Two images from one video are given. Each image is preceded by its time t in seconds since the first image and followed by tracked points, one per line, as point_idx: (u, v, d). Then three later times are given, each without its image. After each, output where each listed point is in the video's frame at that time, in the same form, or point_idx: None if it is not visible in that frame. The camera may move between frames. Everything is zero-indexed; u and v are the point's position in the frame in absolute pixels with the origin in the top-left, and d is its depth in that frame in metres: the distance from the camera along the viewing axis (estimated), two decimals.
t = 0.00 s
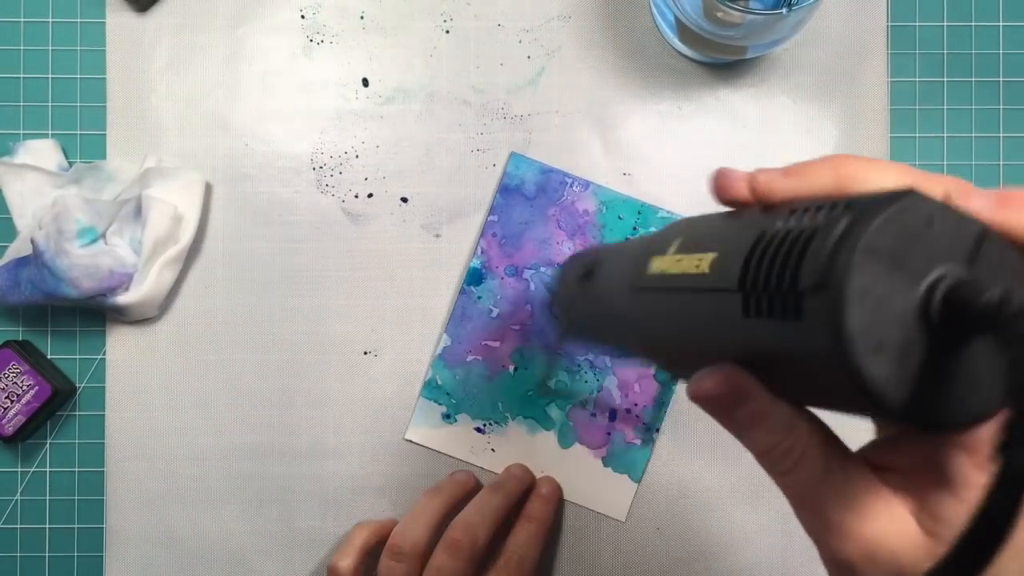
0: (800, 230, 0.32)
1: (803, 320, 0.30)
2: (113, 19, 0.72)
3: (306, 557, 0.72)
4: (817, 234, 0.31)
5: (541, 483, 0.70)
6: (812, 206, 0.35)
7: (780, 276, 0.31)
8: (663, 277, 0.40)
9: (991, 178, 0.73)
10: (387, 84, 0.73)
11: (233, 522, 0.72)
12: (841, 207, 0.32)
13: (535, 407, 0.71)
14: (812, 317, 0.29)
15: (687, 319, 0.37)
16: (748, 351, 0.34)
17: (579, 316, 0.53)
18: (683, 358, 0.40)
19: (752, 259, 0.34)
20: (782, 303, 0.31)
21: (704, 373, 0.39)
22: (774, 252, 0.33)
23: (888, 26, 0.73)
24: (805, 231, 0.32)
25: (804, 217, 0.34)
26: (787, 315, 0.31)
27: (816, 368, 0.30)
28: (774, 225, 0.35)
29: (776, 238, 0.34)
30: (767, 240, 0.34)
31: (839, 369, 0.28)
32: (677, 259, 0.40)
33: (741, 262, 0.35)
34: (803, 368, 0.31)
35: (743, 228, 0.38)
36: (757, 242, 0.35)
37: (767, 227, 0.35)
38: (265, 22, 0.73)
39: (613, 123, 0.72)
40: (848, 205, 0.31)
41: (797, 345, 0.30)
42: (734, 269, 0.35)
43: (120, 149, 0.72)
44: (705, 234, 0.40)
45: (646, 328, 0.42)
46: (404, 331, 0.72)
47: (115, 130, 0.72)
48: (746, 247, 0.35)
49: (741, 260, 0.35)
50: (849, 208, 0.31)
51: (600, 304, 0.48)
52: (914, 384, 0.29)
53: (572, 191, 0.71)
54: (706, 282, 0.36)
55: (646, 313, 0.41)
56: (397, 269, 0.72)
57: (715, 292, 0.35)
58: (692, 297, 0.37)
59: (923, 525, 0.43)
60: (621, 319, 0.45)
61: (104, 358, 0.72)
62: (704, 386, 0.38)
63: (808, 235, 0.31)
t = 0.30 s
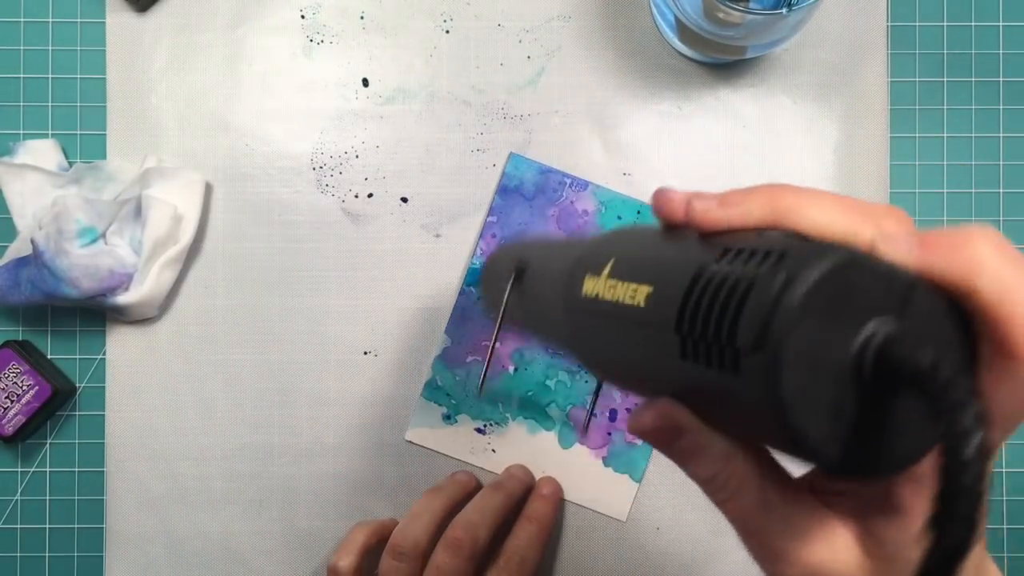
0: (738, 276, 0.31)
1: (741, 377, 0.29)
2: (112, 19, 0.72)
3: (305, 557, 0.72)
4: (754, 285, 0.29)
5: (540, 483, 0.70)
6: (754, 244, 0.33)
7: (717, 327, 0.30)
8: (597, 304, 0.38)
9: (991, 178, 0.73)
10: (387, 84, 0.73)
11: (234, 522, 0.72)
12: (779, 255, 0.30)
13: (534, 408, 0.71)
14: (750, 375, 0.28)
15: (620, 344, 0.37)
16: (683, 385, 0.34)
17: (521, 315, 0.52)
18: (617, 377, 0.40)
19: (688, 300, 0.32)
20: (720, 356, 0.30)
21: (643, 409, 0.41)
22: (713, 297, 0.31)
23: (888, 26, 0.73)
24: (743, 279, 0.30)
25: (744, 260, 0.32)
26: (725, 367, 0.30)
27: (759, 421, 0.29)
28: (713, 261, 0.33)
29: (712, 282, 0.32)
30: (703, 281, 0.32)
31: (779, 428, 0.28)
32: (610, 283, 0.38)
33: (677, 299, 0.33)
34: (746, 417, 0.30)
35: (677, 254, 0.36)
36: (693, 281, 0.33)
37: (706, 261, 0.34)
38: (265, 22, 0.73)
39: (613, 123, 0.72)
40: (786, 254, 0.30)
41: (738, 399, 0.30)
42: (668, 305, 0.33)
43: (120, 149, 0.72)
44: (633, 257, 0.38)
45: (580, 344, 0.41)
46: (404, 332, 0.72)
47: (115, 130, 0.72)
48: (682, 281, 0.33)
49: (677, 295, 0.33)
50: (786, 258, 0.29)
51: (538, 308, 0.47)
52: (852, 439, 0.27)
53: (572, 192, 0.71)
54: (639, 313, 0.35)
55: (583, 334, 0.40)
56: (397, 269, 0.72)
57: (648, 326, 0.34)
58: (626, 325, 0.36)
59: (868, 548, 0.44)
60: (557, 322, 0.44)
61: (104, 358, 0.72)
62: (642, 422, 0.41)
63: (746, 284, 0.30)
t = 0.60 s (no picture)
0: (997, 412, 0.29)
1: (1000, 523, 0.28)
2: (113, 19, 0.72)
3: (306, 557, 0.72)
4: None
5: (542, 484, 0.70)
6: (999, 372, 0.31)
7: (970, 466, 0.29)
8: (820, 401, 0.37)
9: (991, 178, 0.73)
10: (387, 84, 0.73)
11: (233, 522, 0.72)
12: None
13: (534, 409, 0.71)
14: (1012, 525, 0.27)
15: (843, 443, 0.35)
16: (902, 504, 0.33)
17: (710, 393, 0.51)
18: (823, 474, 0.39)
19: (940, 427, 0.30)
20: (968, 491, 0.29)
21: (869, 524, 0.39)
22: (968, 432, 0.29)
23: (888, 26, 0.73)
24: (1004, 419, 0.28)
25: (988, 392, 0.30)
26: (978, 508, 0.29)
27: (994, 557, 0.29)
28: (967, 389, 0.30)
29: (968, 409, 0.30)
30: (957, 412, 0.30)
31: None
32: (836, 383, 0.36)
33: (925, 423, 0.31)
34: (975, 549, 0.30)
35: (910, 368, 0.34)
36: (945, 409, 0.31)
37: (958, 388, 0.31)
38: (265, 22, 0.73)
39: (613, 123, 0.72)
40: None
41: (963, 534, 0.30)
42: (915, 428, 0.31)
43: (120, 149, 0.72)
44: (864, 360, 0.36)
45: (783, 429, 0.40)
46: (404, 332, 0.72)
47: (115, 130, 0.72)
48: (932, 405, 0.31)
49: (925, 422, 0.31)
50: None
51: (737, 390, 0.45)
52: None
53: (571, 192, 0.71)
54: (878, 429, 0.33)
55: (796, 427, 0.39)
56: (397, 269, 0.72)
57: (887, 445, 0.32)
58: (858, 435, 0.34)
59: None
60: (765, 408, 0.42)
61: (104, 358, 0.72)
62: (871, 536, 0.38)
63: (1000, 427, 0.28)
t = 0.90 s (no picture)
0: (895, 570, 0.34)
1: None
2: (112, 19, 0.72)
3: (306, 557, 0.72)
4: None
5: (541, 484, 0.70)
6: (897, 525, 0.36)
7: None
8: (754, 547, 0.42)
9: (991, 178, 0.73)
10: (387, 84, 0.73)
11: (234, 522, 0.72)
12: (929, 560, 0.33)
13: (534, 409, 0.71)
14: None
15: None
16: None
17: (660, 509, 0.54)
18: None
19: None
20: None
21: None
22: None
23: (888, 26, 0.73)
24: None
25: (885, 548, 0.35)
26: None
27: None
28: (870, 544, 0.36)
29: (871, 565, 0.35)
30: (864, 565, 0.35)
31: None
32: (765, 532, 0.41)
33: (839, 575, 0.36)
34: None
35: (828, 515, 0.39)
36: (853, 563, 0.36)
37: (864, 540, 0.36)
38: (265, 22, 0.73)
39: (613, 123, 0.72)
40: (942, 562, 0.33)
41: None
42: None
43: (120, 149, 0.72)
44: (784, 509, 0.41)
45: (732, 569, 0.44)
46: (404, 332, 0.72)
47: (115, 130, 0.72)
48: (842, 560, 0.36)
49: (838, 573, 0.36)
50: (946, 569, 0.33)
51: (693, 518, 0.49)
52: None
53: (571, 193, 0.71)
54: None
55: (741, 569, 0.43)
56: (397, 269, 0.72)
57: None
58: None
59: None
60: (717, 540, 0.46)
61: (104, 358, 0.72)
62: None
63: None
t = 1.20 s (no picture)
0: (964, 441, 0.30)
1: (965, 548, 0.30)
2: (112, 19, 0.72)
3: (306, 557, 0.72)
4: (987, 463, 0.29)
5: (541, 484, 0.70)
6: (970, 395, 0.32)
7: (942, 492, 0.31)
8: (802, 405, 0.39)
9: (991, 177, 0.73)
10: (387, 84, 0.73)
11: (233, 522, 0.72)
12: (1009, 429, 0.29)
13: (534, 409, 0.71)
14: (975, 551, 0.29)
15: (827, 459, 0.37)
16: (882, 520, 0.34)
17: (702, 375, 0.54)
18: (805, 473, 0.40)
19: (913, 447, 0.32)
20: (942, 516, 0.31)
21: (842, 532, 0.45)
22: (937, 459, 0.31)
23: (888, 26, 0.73)
24: (971, 445, 0.30)
25: (957, 415, 0.31)
26: (947, 530, 0.31)
27: None
28: (937, 411, 0.32)
29: (937, 435, 0.31)
30: (928, 434, 0.31)
31: None
32: (817, 391, 0.38)
33: (896, 442, 0.33)
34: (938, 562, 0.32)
35: (884, 380, 0.35)
36: (918, 429, 0.32)
37: (930, 406, 0.32)
38: (265, 22, 0.73)
39: (613, 123, 0.72)
40: None
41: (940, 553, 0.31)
42: (888, 445, 0.33)
43: (120, 149, 0.72)
44: (843, 366, 0.38)
45: (771, 430, 0.42)
46: (404, 332, 0.72)
47: (115, 129, 0.72)
48: (904, 427, 0.33)
49: (899, 441, 0.33)
50: None
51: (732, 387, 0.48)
52: None
53: (571, 192, 0.71)
54: (854, 441, 0.35)
55: (781, 427, 0.41)
56: (397, 269, 0.72)
57: (864, 459, 0.34)
58: (839, 444, 0.36)
59: None
60: (752, 389, 0.44)
61: (104, 358, 0.72)
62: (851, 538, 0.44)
63: (967, 458, 0.30)
